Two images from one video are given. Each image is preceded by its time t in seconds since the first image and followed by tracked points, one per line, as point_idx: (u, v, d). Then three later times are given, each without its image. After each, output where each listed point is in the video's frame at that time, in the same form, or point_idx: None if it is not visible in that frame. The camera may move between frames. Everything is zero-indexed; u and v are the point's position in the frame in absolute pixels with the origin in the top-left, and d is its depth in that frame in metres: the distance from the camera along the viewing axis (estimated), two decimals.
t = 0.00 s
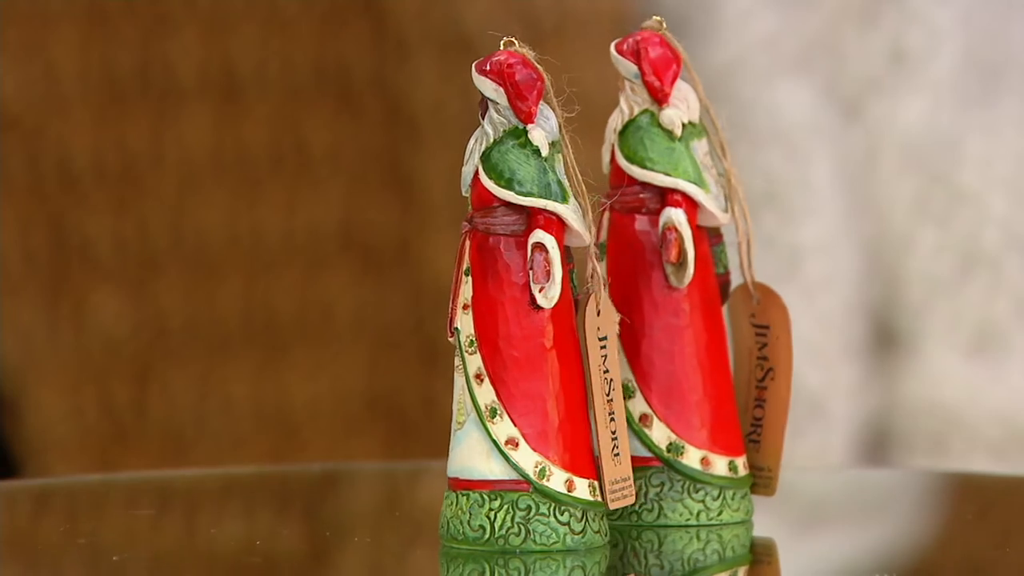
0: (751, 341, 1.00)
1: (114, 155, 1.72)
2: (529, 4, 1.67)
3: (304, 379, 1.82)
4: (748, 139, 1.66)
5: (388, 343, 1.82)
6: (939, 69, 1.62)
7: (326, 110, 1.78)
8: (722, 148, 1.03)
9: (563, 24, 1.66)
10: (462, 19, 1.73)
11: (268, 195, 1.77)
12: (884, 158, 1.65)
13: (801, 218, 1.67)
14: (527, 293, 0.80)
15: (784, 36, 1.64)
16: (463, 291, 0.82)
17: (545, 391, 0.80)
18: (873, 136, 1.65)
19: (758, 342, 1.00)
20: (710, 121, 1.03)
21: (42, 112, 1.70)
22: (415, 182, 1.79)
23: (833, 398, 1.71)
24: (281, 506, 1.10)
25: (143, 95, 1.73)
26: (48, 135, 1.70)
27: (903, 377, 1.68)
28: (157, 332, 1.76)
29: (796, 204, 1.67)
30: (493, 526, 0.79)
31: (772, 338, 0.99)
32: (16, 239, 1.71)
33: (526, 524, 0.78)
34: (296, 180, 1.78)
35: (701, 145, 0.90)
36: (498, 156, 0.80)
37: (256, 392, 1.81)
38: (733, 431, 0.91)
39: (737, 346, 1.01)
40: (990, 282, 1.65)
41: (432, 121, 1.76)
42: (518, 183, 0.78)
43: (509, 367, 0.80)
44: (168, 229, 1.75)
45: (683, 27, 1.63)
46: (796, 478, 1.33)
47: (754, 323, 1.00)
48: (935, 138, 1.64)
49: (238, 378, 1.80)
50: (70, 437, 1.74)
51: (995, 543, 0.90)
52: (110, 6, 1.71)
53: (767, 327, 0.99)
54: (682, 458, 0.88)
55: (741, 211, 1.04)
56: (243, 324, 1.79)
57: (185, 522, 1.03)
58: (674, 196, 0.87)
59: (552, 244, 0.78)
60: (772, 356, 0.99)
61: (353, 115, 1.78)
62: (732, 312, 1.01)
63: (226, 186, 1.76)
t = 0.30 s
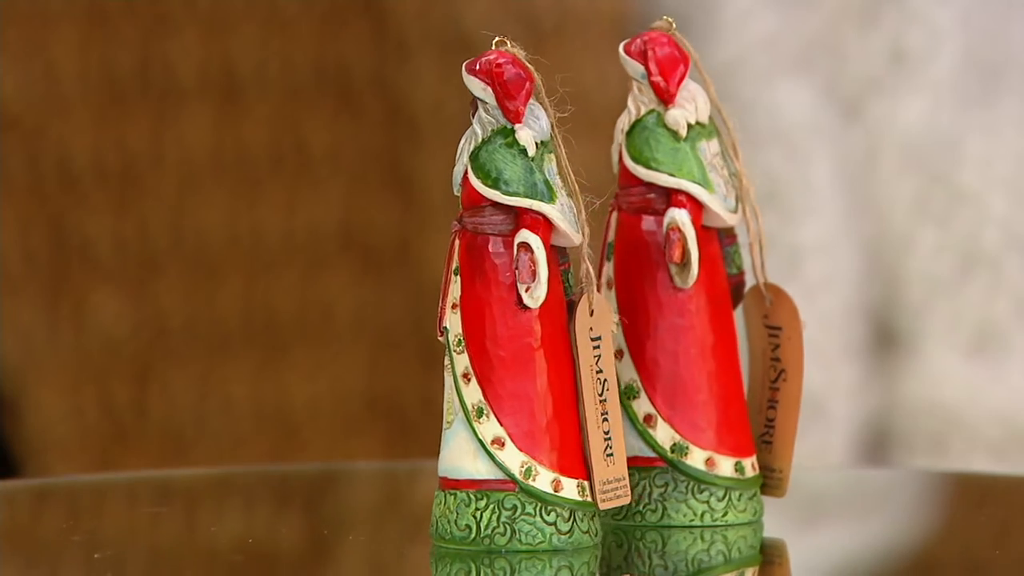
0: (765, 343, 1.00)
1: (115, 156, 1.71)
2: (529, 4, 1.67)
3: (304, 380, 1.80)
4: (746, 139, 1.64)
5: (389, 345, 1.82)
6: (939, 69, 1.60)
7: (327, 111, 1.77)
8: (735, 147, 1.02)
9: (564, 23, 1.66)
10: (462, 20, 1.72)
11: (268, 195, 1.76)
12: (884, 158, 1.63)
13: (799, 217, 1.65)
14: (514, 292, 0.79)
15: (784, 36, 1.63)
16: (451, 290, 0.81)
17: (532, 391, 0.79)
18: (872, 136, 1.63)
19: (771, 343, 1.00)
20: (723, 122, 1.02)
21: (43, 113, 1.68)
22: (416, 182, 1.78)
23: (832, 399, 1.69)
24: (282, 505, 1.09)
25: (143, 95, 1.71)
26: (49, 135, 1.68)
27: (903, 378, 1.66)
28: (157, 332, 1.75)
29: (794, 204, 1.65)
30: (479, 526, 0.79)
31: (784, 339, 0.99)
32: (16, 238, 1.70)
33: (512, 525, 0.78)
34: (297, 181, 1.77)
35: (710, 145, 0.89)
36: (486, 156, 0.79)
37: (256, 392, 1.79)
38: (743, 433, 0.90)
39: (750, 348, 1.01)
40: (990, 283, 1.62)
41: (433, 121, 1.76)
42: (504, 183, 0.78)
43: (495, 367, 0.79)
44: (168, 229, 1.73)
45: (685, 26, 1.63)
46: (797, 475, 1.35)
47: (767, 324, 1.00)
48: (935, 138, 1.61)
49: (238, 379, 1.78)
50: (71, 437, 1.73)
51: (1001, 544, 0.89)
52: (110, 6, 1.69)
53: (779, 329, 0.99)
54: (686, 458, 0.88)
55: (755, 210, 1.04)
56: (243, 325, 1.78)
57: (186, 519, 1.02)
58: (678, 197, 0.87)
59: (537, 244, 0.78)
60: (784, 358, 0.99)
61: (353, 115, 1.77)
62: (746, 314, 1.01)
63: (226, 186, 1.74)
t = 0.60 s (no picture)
0: (777, 343, 0.99)
1: (115, 155, 1.70)
2: (529, 5, 1.65)
3: (303, 379, 1.78)
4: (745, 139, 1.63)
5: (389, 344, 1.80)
6: (939, 69, 1.59)
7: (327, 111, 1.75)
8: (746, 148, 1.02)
9: (564, 23, 1.64)
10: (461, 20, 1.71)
11: (268, 195, 1.75)
12: (884, 158, 1.62)
13: (799, 218, 1.64)
14: (501, 292, 0.80)
15: (784, 36, 1.61)
16: (441, 290, 0.82)
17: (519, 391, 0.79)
18: (873, 135, 1.62)
19: (783, 344, 0.99)
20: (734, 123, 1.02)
21: (43, 113, 1.68)
22: (416, 181, 1.76)
23: (832, 399, 1.67)
24: (284, 504, 1.07)
25: (143, 96, 1.71)
26: (49, 135, 1.68)
27: (903, 377, 1.65)
28: (157, 332, 1.74)
29: (794, 204, 1.64)
30: (466, 526, 0.79)
31: (795, 340, 0.98)
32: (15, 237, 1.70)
33: (498, 524, 0.79)
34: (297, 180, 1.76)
35: (717, 145, 0.89)
36: (474, 155, 0.80)
37: (256, 391, 1.77)
38: (751, 434, 0.90)
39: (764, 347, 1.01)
40: (991, 282, 1.61)
41: (434, 121, 1.74)
42: (491, 183, 0.79)
43: (482, 367, 0.80)
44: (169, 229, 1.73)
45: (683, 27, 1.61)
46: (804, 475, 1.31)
47: (780, 324, 0.99)
48: (935, 138, 1.61)
49: (238, 378, 1.77)
50: (71, 437, 1.72)
51: (1005, 544, 0.88)
52: (110, 7, 1.69)
53: (790, 330, 0.98)
54: (689, 459, 0.88)
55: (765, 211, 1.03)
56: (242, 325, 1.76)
57: (187, 518, 1.01)
58: (682, 198, 0.87)
59: (523, 244, 0.78)
60: (795, 359, 0.99)
61: (353, 115, 1.75)
62: (760, 314, 1.00)
63: (225, 186, 1.74)
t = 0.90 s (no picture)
0: (788, 344, 0.99)
1: (115, 154, 1.69)
2: (529, 4, 1.64)
3: (304, 380, 1.78)
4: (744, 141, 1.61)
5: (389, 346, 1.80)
6: (939, 69, 1.58)
7: (327, 110, 1.75)
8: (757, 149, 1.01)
9: (564, 23, 1.64)
10: (461, 20, 1.70)
11: (268, 195, 1.74)
12: (884, 158, 1.61)
13: (798, 219, 1.62)
14: (488, 291, 0.79)
15: (785, 35, 1.59)
16: (431, 289, 0.81)
17: (507, 390, 0.78)
18: (873, 136, 1.61)
19: (794, 345, 0.99)
20: (744, 124, 1.01)
21: (43, 112, 1.67)
22: (415, 182, 1.76)
23: (831, 398, 1.66)
24: (281, 506, 1.06)
25: (143, 95, 1.69)
26: (48, 135, 1.67)
27: (902, 377, 1.64)
28: (157, 332, 1.73)
29: (793, 205, 1.62)
30: (453, 525, 0.79)
31: (805, 341, 0.98)
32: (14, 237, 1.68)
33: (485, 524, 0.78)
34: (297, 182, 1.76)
35: (725, 146, 0.88)
36: (463, 154, 0.79)
37: (256, 391, 1.76)
38: (758, 435, 0.90)
39: (777, 349, 1.00)
40: (991, 283, 1.60)
41: (434, 121, 1.73)
42: (479, 182, 0.77)
43: (470, 367, 0.79)
44: (168, 228, 1.71)
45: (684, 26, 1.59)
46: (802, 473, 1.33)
47: (791, 325, 0.99)
48: (935, 139, 1.59)
49: (238, 378, 1.76)
50: (71, 438, 1.70)
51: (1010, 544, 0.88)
52: (111, 6, 1.68)
53: (800, 330, 0.98)
54: (692, 460, 0.87)
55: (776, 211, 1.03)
56: (243, 325, 1.75)
57: (185, 518, 0.99)
58: (686, 198, 0.86)
59: (510, 244, 0.77)
60: (806, 361, 0.98)
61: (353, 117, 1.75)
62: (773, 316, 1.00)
63: (225, 186, 1.72)
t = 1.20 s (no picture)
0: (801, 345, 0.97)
1: (115, 154, 1.69)
2: (529, 3, 1.64)
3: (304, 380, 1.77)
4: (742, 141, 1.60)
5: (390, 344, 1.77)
6: (940, 68, 1.57)
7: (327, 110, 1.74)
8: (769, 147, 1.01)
9: (564, 23, 1.64)
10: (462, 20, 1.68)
11: (267, 195, 1.74)
12: (884, 158, 1.60)
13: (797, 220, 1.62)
14: (476, 292, 0.80)
15: (785, 36, 1.59)
16: (422, 288, 0.83)
17: (494, 390, 0.80)
18: (873, 136, 1.60)
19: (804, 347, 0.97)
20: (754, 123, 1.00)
21: (43, 112, 1.67)
22: (417, 181, 1.74)
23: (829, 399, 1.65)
24: (281, 505, 1.05)
25: (143, 95, 1.69)
26: (49, 135, 1.67)
27: (902, 378, 1.63)
28: (157, 332, 1.73)
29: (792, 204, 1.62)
30: (441, 524, 0.80)
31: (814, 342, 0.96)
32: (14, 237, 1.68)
33: (472, 523, 0.79)
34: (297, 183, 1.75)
35: (731, 146, 0.88)
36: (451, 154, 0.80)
37: (256, 391, 1.76)
38: (767, 436, 0.89)
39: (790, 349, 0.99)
40: (991, 283, 1.59)
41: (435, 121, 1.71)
42: (467, 181, 0.79)
43: (459, 367, 0.80)
44: (168, 228, 1.71)
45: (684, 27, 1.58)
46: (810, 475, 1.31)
47: (802, 326, 0.97)
48: (935, 138, 1.58)
49: (238, 379, 1.75)
50: (70, 438, 1.70)
51: (1014, 543, 0.87)
52: (110, 7, 1.67)
53: (808, 331, 0.96)
54: (695, 461, 0.87)
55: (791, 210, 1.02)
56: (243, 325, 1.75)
57: (185, 517, 0.99)
58: (689, 199, 0.86)
59: (496, 245, 0.78)
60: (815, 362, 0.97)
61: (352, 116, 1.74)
62: (785, 317, 0.99)
63: (225, 186, 1.72)
